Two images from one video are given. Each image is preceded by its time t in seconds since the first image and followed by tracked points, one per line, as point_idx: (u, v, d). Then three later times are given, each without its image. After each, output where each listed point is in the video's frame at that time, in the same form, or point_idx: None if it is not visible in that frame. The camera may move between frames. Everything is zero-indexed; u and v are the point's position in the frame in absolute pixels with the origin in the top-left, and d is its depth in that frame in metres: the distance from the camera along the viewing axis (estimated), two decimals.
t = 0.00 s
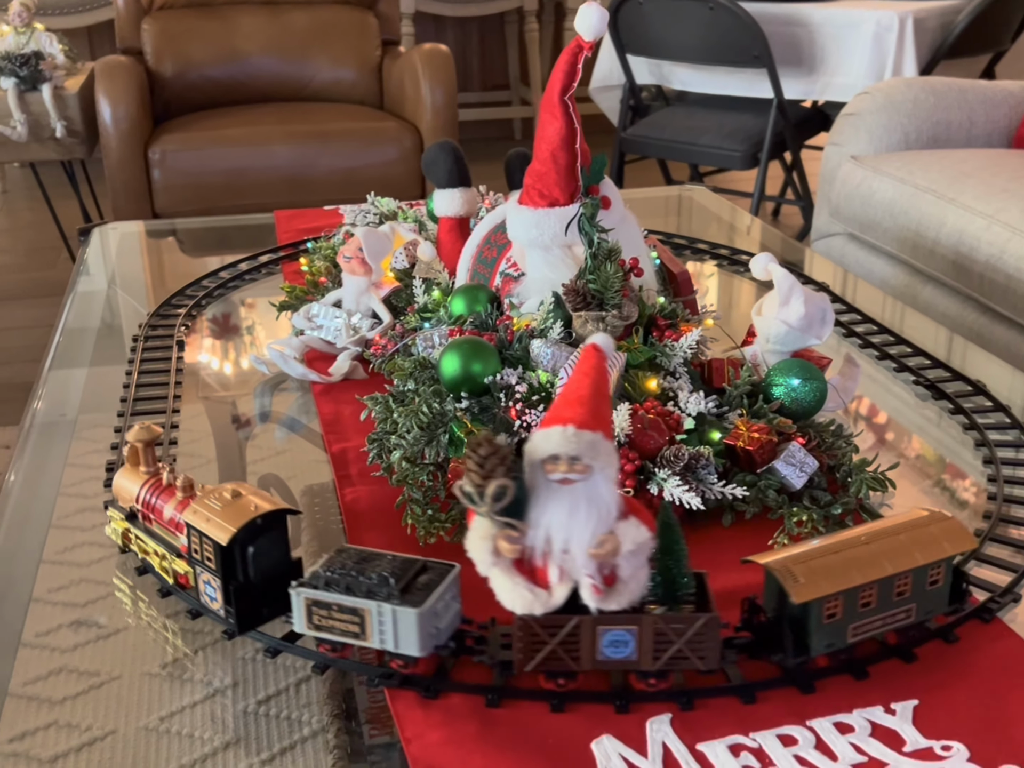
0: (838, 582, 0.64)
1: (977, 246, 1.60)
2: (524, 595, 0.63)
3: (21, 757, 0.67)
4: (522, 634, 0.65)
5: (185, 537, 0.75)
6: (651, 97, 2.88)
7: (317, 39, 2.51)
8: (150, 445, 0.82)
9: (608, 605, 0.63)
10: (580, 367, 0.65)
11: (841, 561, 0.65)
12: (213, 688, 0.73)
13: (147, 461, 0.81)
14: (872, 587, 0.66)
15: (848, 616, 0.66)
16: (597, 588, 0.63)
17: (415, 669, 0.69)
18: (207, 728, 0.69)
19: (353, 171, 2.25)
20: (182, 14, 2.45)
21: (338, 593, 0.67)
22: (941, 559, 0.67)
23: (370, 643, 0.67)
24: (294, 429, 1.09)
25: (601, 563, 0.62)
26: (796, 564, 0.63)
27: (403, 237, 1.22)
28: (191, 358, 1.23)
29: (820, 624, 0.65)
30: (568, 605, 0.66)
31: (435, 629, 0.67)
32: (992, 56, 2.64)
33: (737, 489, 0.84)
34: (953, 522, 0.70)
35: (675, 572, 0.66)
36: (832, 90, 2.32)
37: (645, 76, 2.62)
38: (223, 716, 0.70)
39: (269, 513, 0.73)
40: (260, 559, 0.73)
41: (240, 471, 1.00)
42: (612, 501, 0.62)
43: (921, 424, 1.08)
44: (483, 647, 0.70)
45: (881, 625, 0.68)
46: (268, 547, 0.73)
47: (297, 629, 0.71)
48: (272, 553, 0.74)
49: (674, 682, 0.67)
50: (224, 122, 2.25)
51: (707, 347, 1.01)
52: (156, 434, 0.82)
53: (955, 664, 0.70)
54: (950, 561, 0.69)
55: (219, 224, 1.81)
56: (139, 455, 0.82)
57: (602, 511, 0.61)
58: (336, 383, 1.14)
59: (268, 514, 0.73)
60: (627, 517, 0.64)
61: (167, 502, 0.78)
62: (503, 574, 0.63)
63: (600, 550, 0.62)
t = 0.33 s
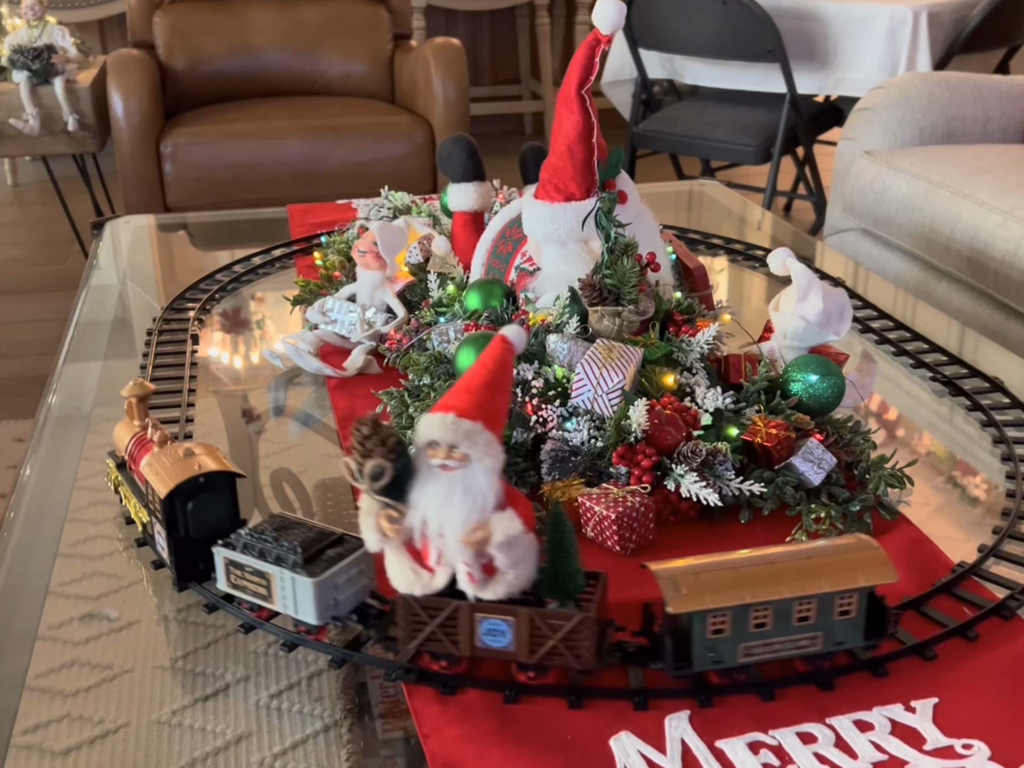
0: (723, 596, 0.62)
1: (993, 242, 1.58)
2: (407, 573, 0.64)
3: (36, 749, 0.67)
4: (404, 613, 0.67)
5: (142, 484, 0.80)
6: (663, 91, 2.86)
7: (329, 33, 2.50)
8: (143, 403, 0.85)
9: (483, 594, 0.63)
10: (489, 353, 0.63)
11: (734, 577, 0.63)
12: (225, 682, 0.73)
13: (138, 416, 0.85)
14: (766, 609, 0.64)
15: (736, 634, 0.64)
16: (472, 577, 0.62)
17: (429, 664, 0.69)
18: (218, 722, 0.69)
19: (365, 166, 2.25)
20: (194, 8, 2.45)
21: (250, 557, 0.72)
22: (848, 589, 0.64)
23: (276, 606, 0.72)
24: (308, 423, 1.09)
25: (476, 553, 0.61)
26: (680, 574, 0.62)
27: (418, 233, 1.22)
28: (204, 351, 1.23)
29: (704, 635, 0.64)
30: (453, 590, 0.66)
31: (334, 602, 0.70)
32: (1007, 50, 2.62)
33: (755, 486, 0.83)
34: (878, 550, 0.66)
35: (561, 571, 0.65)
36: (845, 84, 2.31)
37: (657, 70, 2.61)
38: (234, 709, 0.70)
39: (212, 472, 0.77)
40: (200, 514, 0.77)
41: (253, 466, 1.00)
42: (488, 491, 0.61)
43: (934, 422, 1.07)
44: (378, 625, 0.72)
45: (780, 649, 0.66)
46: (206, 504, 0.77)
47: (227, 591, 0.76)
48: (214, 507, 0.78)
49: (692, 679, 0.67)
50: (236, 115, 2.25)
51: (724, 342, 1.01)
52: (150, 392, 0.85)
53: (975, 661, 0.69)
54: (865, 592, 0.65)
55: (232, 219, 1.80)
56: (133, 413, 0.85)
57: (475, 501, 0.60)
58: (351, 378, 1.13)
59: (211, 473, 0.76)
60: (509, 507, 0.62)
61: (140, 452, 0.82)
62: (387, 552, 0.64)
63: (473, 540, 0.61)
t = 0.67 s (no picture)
0: (588, 591, 0.62)
1: (1003, 236, 1.57)
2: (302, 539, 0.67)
3: (43, 742, 0.67)
4: (299, 576, 0.70)
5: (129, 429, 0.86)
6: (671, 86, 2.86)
7: (336, 27, 2.50)
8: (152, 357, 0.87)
9: (365, 561, 0.65)
10: (393, 333, 0.65)
11: (606, 574, 0.63)
12: (233, 675, 0.73)
13: (147, 373, 0.87)
14: (638, 609, 0.63)
15: (604, 632, 0.64)
16: (355, 546, 0.64)
17: (439, 656, 0.69)
18: (226, 716, 0.69)
19: (372, 160, 2.25)
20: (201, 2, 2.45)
21: (184, 510, 0.77)
22: (720, 598, 0.62)
23: (202, 558, 0.77)
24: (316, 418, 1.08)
25: (355, 522, 0.63)
26: (547, 564, 0.63)
27: (425, 225, 1.23)
28: (211, 344, 1.23)
29: (572, 631, 0.64)
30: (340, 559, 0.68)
31: (249, 561, 0.75)
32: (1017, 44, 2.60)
33: (765, 480, 0.83)
34: (770, 566, 0.63)
35: (447, 545, 0.66)
36: (855, 79, 2.30)
37: (665, 64, 2.60)
38: (241, 703, 0.70)
39: (176, 428, 0.82)
40: (162, 465, 0.83)
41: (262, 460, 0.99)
42: (366, 465, 0.62)
43: (943, 418, 1.07)
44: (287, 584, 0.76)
45: (655, 654, 0.65)
46: (165, 456, 0.82)
47: (169, 545, 0.82)
48: (173, 461, 0.83)
49: (702, 674, 0.67)
50: (243, 109, 2.25)
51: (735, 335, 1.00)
52: (157, 350, 0.87)
53: (990, 656, 0.69)
54: (744, 603, 0.63)
55: (240, 212, 1.80)
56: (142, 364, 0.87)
57: (352, 473, 0.61)
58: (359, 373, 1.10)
59: (173, 428, 0.82)
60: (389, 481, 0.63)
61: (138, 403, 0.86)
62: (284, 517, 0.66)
63: (350, 508, 0.62)
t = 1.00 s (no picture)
0: (448, 573, 0.62)
1: (1010, 232, 1.57)
2: (218, 501, 0.70)
3: (48, 738, 0.67)
4: (214, 530, 0.73)
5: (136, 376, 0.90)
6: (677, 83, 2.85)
7: (341, 23, 2.50)
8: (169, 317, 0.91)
9: (266, 526, 0.67)
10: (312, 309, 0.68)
11: (470, 558, 0.63)
12: (238, 671, 0.73)
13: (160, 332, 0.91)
14: (498, 596, 0.63)
15: (464, 613, 0.64)
16: (255, 510, 0.67)
17: (445, 654, 0.68)
18: (231, 711, 0.69)
19: (378, 156, 2.25)
20: None
21: (144, 458, 0.81)
22: (579, 596, 0.60)
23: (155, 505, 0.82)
24: (321, 413, 1.07)
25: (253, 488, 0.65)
26: (415, 541, 0.63)
27: (432, 221, 1.20)
28: (217, 338, 1.23)
29: (434, 609, 0.65)
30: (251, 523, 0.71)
31: (184, 513, 0.78)
32: None
33: (772, 476, 0.83)
34: (634, 567, 0.62)
35: (344, 516, 0.67)
36: (861, 74, 2.29)
37: (671, 60, 2.60)
38: (246, 698, 0.70)
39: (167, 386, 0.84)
40: (156, 415, 0.85)
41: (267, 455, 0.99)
42: (263, 434, 0.64)
43: (951, 415, 1.06)
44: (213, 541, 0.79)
45: (514, 642, 0.65)
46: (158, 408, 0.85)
47: (140, 488, 0.87)
48: (164, 413, 0.86)
49: (709, 670, 0.67)
50: (247, 106, 2.25)
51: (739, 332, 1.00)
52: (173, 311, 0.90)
53: (999, 652, 0.69)
54: (602, 604, 0.61)
55: (246, 208, 1.81)
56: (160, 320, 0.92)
57: (249, 440, 0.64)
58: (365, 367, 1.14)
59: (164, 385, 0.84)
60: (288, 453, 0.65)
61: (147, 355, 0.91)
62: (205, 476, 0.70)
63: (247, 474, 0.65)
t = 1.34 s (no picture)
0: (320, 540, 0.66)
1: (1014, 229, 1.56)
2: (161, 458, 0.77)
3: (53, 733, 0.67)
4: (162, 476, 0.81)
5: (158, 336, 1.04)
6: (681, 79, 2.84)
7: (344, 20, 2.50)
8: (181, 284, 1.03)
9: (189, 478, 0.73)
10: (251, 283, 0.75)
11: (344, 527, 0.66)
12: (241, 667, 0.73)
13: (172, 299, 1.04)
14: (361, 565, 0.66)
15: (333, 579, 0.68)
16: (179, 463, 0.73)
17: (450, 649, 0.68)
18: (233, 709, 0.69)
19: (381, 153, 2.25)
20: None
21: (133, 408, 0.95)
22: (430, 571, 0.62)
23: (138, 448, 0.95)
24: (325, 410, 1.08)
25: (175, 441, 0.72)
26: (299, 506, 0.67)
27: (435, 217, 1.20)
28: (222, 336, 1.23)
29: (310, 573, 0.69)
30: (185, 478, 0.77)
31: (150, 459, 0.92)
32: None
33: (777, 473, 0.83)
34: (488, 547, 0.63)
35: (258, 480, 0.72)
36: (865, 71, 2.29)
37: (674, 57, 2.60)
38: (250, 695, 0.70)
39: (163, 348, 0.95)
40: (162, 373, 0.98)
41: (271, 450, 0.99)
42: (188, 393, 0.71)
43: (954, 411, 1.06)
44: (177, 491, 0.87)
45: (378, 611, 0.68)
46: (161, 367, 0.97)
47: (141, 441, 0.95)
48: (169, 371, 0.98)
49: (713, 665, 0.67)
50: (251, 103, 2.25)
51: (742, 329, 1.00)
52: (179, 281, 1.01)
53: (1002, 648, 0.69)
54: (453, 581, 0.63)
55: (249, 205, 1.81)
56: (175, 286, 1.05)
57: (176, 397, 0.71)
58: (368, 364, 1.14)
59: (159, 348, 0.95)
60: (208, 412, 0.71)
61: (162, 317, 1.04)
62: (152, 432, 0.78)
63: (171, 427, 0.71)
